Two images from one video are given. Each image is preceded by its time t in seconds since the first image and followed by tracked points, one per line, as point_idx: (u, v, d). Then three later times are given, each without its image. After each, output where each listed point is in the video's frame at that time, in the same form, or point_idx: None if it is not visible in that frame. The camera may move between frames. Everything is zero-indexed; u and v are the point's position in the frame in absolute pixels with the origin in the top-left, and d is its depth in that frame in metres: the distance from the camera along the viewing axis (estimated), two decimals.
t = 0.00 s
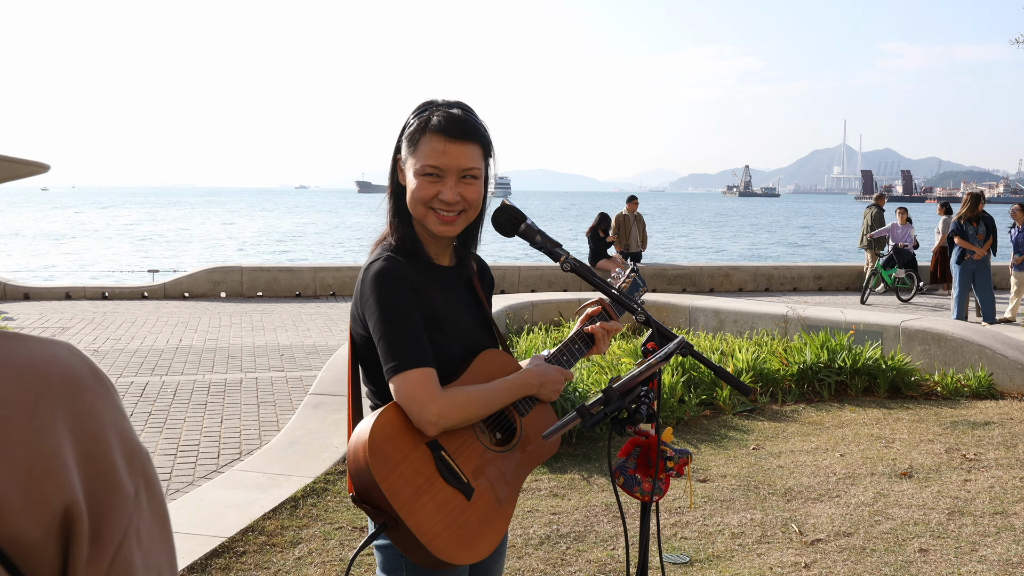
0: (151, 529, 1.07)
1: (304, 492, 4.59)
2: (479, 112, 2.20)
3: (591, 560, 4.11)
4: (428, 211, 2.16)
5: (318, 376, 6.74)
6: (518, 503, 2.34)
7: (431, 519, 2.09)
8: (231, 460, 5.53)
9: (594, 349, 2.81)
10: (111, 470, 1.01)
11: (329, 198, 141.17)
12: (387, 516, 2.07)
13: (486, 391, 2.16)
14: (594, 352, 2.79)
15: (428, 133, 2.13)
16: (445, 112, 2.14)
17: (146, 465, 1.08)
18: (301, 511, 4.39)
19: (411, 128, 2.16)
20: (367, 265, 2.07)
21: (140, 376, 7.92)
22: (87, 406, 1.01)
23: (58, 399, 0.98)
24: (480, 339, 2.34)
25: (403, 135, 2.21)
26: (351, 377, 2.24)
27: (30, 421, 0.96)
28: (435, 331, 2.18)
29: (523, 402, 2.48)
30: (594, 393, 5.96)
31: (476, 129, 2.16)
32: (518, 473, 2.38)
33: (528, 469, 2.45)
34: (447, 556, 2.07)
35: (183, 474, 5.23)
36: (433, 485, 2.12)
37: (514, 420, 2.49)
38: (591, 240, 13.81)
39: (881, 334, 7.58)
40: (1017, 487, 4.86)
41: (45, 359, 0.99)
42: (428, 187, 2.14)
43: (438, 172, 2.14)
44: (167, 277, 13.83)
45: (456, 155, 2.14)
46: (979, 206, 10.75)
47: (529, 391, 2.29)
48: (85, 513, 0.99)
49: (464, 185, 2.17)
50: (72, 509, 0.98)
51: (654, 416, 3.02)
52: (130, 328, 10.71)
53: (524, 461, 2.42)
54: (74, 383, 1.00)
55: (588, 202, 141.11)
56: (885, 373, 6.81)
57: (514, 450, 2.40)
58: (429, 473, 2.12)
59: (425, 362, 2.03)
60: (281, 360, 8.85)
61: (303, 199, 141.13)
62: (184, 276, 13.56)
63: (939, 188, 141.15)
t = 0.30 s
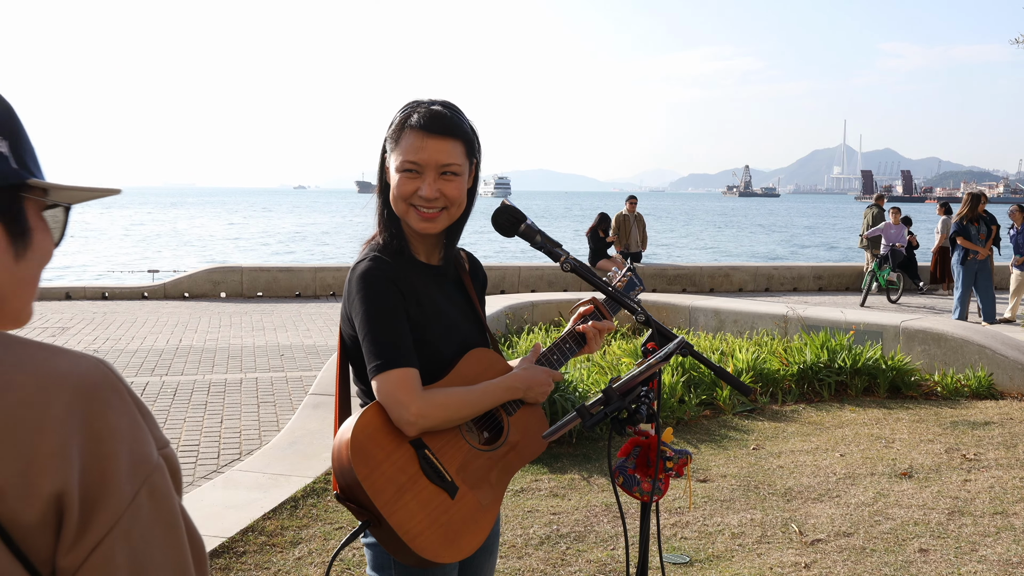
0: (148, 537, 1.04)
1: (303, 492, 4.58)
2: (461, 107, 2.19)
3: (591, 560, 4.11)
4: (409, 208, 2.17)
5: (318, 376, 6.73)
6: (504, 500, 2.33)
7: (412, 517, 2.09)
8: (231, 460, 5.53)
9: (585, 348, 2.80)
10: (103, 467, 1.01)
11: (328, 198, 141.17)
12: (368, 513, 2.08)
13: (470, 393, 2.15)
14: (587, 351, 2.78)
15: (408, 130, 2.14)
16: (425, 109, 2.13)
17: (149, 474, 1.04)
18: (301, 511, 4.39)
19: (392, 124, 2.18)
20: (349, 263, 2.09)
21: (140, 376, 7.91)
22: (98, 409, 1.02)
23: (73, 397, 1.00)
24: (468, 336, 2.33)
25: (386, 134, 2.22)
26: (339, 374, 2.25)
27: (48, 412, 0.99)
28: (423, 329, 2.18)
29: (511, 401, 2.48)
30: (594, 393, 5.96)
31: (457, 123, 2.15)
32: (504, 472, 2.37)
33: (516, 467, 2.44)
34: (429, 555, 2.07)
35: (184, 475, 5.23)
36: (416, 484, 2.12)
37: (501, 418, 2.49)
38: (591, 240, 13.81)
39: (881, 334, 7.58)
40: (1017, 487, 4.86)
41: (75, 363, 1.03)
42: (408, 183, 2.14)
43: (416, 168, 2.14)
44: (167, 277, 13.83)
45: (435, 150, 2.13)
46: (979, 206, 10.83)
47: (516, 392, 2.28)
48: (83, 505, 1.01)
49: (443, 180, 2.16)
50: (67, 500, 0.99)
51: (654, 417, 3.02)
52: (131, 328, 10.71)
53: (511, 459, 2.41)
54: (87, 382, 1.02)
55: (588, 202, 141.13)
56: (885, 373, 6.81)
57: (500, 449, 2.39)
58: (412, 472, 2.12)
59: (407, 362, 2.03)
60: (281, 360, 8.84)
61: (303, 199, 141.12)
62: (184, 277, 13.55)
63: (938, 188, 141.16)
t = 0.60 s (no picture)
0: (212, 474, 1.20)
1: (304, 493, 4.58)
2: (438, 111, 2.19)
3: (591, 560, 4.11)
4: (386, 214, 2.16)
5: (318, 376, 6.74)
6: (501, 501, 2.34)
7: (412, 523, 2.09)
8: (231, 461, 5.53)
9: (571, 342, 2.81)
10: (180, 409, 1.18)
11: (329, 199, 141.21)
12: (367, 522, 2.07)
13: (463, 399, 2.15)
14: (573, 344, 2.80)
15: (384, 136, 2.13)
16: (400, 114, 2.13)
17: (222, 420, 1.21)
18: (301, 511, 4.39)
19: (368, 130, 2.17)
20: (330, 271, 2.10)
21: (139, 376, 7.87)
22: (185, 361, 1.19)
23: (162, 348, 1.18)
24: (455, 337, 2.34)
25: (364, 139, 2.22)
26: (328, 382, 2.25)
27: (142, 358, 1.17)
28: (409, 333, 2.18)
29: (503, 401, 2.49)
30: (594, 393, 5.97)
31: (434, 128, 2.15)
32: (499, 473, 2.37)
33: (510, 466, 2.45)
34: (431, 560, 2.07)
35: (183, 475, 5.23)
36: (413, 491, 2.12)
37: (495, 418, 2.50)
38: (591, 240, 13.81)
39: (881, 334, 7.58)
40: (1017, 487, 4.86)
41: (174, 320, 1.21)
42: (386, 190, 2.14)
43: (392, 174, 2.14)
44: (167, 277, 13.83)
45: (411, 156, 2.13)
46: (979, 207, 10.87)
47: (510, 396, 2.28)
48: (163, 440, 1.18)
49: (419, 186, 2.16)
50: (146, 432, 1.17)
51: (654, 417, 3.01)
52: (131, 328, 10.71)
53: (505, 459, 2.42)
54: (179, 336, 1.19)
55: (588, 202, 141.13)
56: (885, 372, 6.81)
57: (493, 449, 2.40)
58: (409, 479, 2.12)
59: (398, 372, 2.03)
60: (281, 361, 8.84)
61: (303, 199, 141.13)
62: (184, 277, 13.55)
63: (939, 188, 141.13)
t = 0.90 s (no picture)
0: (154, 439, 1.30)
1: (304, 493, 4.58)
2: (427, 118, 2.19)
3: (591, 560, 4.11)
4: (387, 226, 2.14)
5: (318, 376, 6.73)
6: (500, 503, 2.36)
7: (420, 535, 2.09)
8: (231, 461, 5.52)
9: (556, 334, 2.82)
10: (130, 382, 1.32)
11: (328, 199, 141.21)
12: (375, 537, 2.06)
13: (465, 411, 2.16)
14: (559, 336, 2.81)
15: (382, 147, 2.09)
16: (396, 122, 2.10)
17: (169, 391, 1.31)
18: (301, 511, 4.39)
19: (360, 140, 2.12)
20: (329, 287, 2.05)
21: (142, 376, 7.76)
22: (143, 338, 1.33)
23: (120, 328, 1.34)
24: (445, 342, 2.35)
25: (351, 148, 2.16)
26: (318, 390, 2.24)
27: (105, 337, 1.34)
28: (402, 342, 2.18)
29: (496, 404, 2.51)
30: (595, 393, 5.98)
31: (429, 135, 2.14)
32: (498, 476, 2.39)
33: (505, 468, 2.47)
34: (441, 570, 2.09)
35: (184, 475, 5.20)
36: (419, 502, 2.12)
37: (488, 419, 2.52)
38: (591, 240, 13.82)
39: (881, 335, 7.59)
40: (1017, 487, 4.86)
41: (139, 303, 1.36)
42: (384, 202, 2.12)
43: (395, 186, 2.11)
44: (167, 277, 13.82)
45: (413, 167, 2.11)
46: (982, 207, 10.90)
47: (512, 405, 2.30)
48: (120, 409, 1.33)
49: (420, 196, 2.15)
50: (103, 401, 1.32)
51: (654, 417, 3.01)
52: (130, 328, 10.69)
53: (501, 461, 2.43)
54: (135, 318, 1.34)
55: (588, 202, 141.14)
56: (885, 373, 6.81)
57: (489, 453, 2.41)
58: (413, 490, 2.12)
59: (399, 388, 2.03)
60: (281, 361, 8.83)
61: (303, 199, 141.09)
62: (185, 277, 13.54)
63: (938, 188, 141.16)
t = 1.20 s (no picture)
0: (167, 412, 1.47)
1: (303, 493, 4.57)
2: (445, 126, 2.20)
3: (591, 560, 4.11)
4: (415, 233, 2.16)
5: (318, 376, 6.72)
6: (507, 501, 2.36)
7: (432, 542, 2.11)
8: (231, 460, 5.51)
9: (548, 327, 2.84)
10: (137, 365, 1.48)
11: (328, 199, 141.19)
12: (389, 545, 2.08)
13: (471, 413, 2.14)
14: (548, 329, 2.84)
15: (420, 158, 2.10)
16: (428, 132, 2.10)
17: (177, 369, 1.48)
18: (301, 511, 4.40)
19: (392, 149, 2.08)
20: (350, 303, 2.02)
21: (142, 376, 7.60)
22: (149, 327, 1.49)
23: (123, 320, 1.50)
24: (444, 343, 2.34)
25: (377, 154, 2.10)
26: (321, 400, 2.23)
27: (113, 327, 1.50)
28: (406, 346, 2.19)
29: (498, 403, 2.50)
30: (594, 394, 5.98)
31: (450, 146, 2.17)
32: (504, 473, 2.40)
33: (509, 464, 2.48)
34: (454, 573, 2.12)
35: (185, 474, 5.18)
36: (430, 508, 2.12)
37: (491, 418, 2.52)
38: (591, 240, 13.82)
39: (882, 334, 7.59)
40: (1018, 487, 4.85)
41: (140, 295, 1.52)
42: (416, 212, 2.13)
43: (429, 196, 2.13)
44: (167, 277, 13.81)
45: (445, 176, 2.14)
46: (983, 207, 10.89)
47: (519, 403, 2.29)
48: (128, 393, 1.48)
49: (445, 201, 2.20)
50: (117, 386, 1.48)
51: (655, 418, 3.01)
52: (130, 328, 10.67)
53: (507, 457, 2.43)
54: (138, 308, 1.50)
55: (588, 202, 141.14)
56: (885, 373, 6.81)
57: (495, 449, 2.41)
58: (424, 496, 2.12)
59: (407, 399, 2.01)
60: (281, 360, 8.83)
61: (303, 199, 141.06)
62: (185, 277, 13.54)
63: (938, 188, 141.17)
